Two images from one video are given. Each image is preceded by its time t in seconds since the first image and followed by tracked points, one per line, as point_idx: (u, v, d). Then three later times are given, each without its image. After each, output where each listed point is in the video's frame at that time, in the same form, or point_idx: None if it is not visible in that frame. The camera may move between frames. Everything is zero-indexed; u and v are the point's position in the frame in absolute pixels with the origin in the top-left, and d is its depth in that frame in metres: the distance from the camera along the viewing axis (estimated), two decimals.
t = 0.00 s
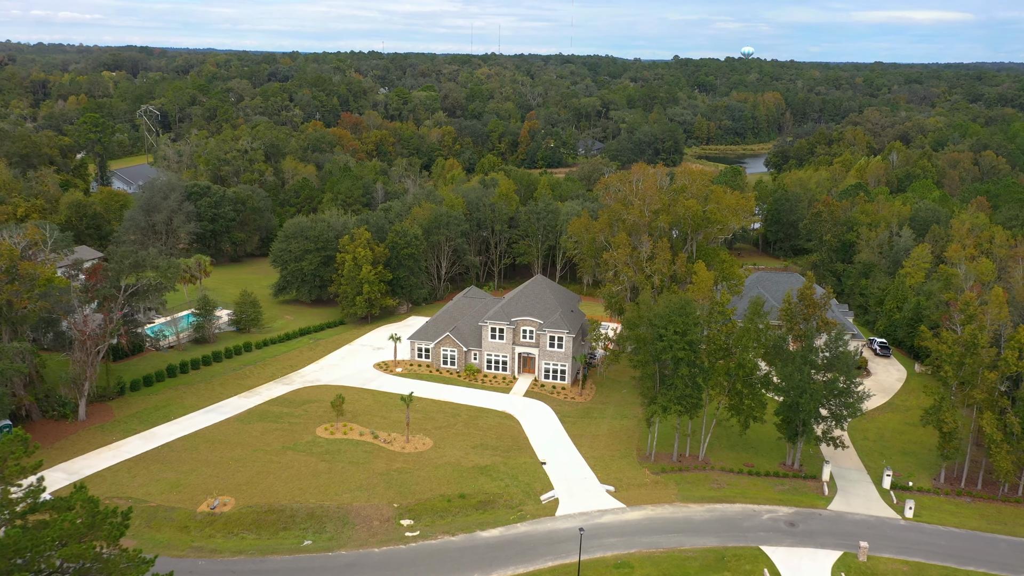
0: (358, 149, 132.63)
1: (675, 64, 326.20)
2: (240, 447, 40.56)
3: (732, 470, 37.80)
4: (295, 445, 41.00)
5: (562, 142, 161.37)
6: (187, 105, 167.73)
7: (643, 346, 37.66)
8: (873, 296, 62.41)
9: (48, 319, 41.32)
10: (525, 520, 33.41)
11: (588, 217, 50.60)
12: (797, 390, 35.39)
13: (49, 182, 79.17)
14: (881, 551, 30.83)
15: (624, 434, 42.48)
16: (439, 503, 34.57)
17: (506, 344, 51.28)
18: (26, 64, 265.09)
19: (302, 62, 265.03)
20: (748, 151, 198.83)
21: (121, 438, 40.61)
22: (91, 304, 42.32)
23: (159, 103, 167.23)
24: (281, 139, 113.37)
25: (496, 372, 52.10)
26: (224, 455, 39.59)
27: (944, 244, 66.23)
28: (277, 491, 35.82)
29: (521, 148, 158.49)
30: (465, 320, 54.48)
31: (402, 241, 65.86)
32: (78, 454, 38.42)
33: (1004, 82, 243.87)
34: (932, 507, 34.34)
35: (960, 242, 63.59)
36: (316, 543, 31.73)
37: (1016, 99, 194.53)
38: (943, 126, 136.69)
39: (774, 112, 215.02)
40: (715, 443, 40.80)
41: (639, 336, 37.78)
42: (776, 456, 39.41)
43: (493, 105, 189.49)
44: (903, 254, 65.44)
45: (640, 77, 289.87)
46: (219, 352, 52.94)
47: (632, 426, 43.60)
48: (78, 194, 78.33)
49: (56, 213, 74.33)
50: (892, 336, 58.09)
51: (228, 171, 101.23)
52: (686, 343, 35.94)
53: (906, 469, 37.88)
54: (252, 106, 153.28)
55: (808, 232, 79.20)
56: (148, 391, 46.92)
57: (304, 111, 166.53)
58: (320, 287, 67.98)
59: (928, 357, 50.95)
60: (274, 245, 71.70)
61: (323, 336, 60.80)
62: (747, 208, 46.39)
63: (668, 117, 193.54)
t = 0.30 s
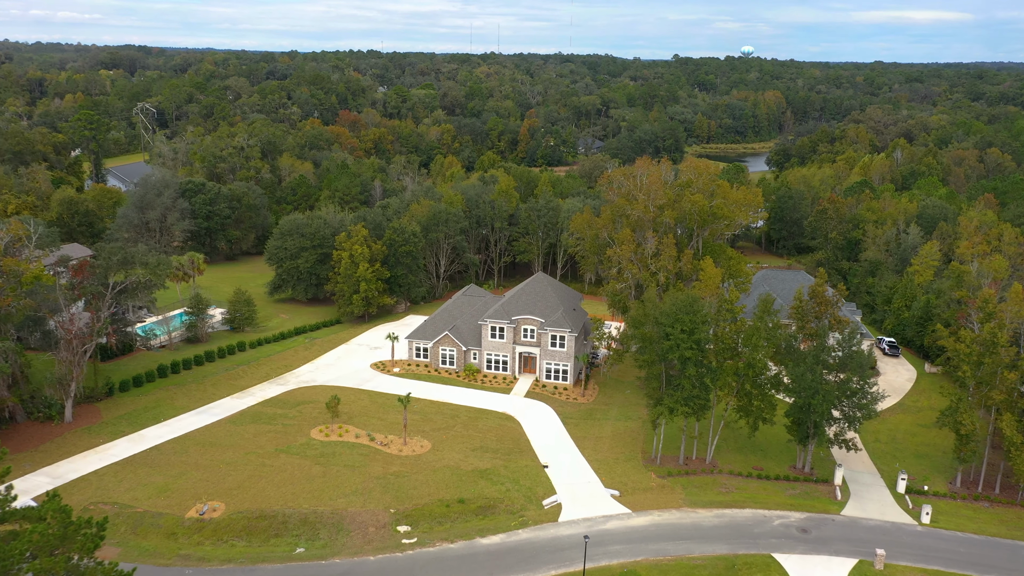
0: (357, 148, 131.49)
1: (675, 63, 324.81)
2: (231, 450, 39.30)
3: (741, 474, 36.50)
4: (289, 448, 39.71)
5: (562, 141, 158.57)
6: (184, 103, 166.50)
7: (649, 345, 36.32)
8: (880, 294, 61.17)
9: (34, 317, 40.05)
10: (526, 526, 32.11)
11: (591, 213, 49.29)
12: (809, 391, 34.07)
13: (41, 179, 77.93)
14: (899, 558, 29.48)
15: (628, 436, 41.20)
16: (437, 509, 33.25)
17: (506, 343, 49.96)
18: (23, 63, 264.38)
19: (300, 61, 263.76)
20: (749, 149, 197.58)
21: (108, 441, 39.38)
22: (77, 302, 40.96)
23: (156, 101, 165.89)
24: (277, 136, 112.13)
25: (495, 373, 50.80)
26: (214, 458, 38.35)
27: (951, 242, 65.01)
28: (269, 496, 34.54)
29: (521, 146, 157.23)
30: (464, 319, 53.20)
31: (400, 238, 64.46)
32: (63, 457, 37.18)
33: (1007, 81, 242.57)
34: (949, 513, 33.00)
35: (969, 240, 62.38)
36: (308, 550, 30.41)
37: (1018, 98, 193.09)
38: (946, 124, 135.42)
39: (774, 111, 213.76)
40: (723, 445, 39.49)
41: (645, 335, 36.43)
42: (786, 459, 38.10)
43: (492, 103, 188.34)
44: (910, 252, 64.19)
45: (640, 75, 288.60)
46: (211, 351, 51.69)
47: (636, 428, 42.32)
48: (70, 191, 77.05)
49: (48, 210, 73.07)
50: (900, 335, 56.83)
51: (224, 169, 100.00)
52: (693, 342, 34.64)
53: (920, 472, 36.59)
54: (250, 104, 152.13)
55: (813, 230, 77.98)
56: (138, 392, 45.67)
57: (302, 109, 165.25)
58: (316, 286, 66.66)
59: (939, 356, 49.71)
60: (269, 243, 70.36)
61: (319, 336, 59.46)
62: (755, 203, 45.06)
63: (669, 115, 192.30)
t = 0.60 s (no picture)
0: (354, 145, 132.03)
1: (673, 62, 323.60)
2: (222, 453, 38.00)
3: (749, 477, 35.22)
4: (281, 451, 38.39)
5: (561, 138, 156.77)
6: (180, 101, 164.99)
7: (655, 344, 35.12)
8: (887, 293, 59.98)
9: (20, 316, 38.84)
10: (527, 532, 30.79)
11: (593, 209, 47.99)
12: (821, 391, 32.82)
13: (31, 175, 76.51)
14: (917, 567, 28.15)
15: (632, 438, 39.91)
16: (434, 515, 31.95)
17: (506, 343, 48.65)
18: (20, 61, 263.29)
19: (298, 60, 262.47)
20: (749, 148, 196.46)
21: (94, 444, 38.14)
22: (62, 300, 39.42)
23: (152, 98, 164.37)
24: (274, 133, 110.79)
25: (495, 373, 49.52)
26: (204, 462, 37.07)
27: (959, 239, 63.85)
28: (259, 502, 33.23)
29: (520, 145, 155.97)
30: (463, 317, 51.90)
31: (397, 235, 63.01)
32: (47, 461, 35.94)
33: (1007, 79, 241.60)
34: (967, 518, 31.69)
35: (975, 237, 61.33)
36: (300, 559, 29.07)
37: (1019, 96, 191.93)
38: (948, 122, 134.25)
39: (774, 110, 212.56)
40: (730, 448, 38.21)
41: (651, 334, 35.18)
42: (795, 462, 36.83)
43: (491, 102, 187.18)
44: (917, 249, 62.96)
45: (639, 74, 287.57)
46: (202, 351, 50.40)
47: (640, 430, 41.03)
48: (61, 188, 75.67)
49: (38, 207, 71.66)
50: (908, 334, 55.60)
51: (219, 166, 98.64)
52: (700, 341, 33.33)
53: (935, 476, 35.32)
54: (246, 102, 150.85)
55: (817, 228, 76.78)
56: (126, 393, 44.40)
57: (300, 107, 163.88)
58: (311, 284, 65.29)
59: (950, 356, 48.47)
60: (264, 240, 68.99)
61: (314, 335, 58.09)
62: (762, 198, 43.83)
63: (668, 114, 191.07)
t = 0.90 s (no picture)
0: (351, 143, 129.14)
1: (672, 61, 322.39)
2: (210, 456, 36.69)
3: (757, 481, 33.98)
4: (272, 454, 37.07)
5: (559, 136, 155.20)
6: (174, 98, 163.40)
7: (660, 343, 33.83)
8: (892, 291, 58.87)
9: None
10: (528, 539, 29.50)
11: (594, 205, 47.21)
12: (832, 391, 31.69)
13: (20, 171, 75.10)
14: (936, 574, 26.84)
15: (635, 440, 38.66)
16: (431, 520, 30.65)
17: (505, 342, 47.40)
18: (14, 59, 261.45)
19: (294, 58, 260.83)
20: (748, 147, 195.41)
21: (78, 446, 36.86)
22: (45, 298, 38.09)
23: (147, 96, 162.81)
24: (268, 130, 109.41)
25: (493, 373, 48.24)
26: (192, 465, 35.75)
27: (965, 237, 62.69)
28: (248, 507, 31.92)
29: (517, 143, 154.69)
30: (461, 316, 50.64)
31: (393, 232, 61.72)
32: (28, 465, 34.69)
33: (1006, 78, 240.89)
34: (985, 524, 30.44)
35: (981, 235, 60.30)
36: (289, 567, 27.75)
37: (1019, 94, 190.89)
38: (949, 120, 133.09)
39: (773, 108, 211.54)
40: (737, 450, 36.98)
41: (655, 332, 33.91)
42: (805, 465, 35.57)
43: (489, 100, 185.91)
44: (923, 247, 61.79)
45: (637, 73, 286.50)
46: (192, 350, 49.07)
47: (643, 432, 39.80)
48: (51, 184, 74.26)
49: (26, 204, 70.25)
50: (915, 333, 54.46)
51: (212, 163, 97.24)
52: (707, 339, 32.06)
53: (949, 479, 34.14)
54: (241, 99, 149.41)
55: (820, 225, 75.66)
56: (113, 393, 43.11)
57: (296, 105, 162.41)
58: (306, 282, 63.97)
59: (959, 355, 47.37)
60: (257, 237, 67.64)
61: (308, 334, 56.75)
62: (768, 193, 42.56)
63: (667, 112, 189.96)
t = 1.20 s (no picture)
0: (347, 141, 128.24)
1: (669, 60, 321.19)
2: (199, 460, 35.38)
3: (765, 484, 32.81)
4: (263, 457, 35.77)
5: (557, 135, 153.64)
6: (169, 96, 161.70)
7: (665, 341, 32.49)
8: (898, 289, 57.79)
9: None
10: (529, 546, 28.24)
11: (596, 201, 46.46)
12: (845, 392, 30.50)
13: (8, 167, 73.71)
14: None
15: (638, 442, 37.47)
16: (428, 526, 29.39)
17: (503, 341, 46.16)
18: (9, 57, 259.42)
19: (291, 57, 259.27)
20: (747, 146, 194.41)
21: (61, 449, 35.55)
22: (26, 296, 36.65)
23: (141, 94, 161.31)
24: (263, 127, 108.08)
25: (492, 373, 47.00)
26: (179, 469, 34.45)
27: (970, 234, 61.61)
28: (237, 513, 30.64)
29: (515, 141, 153.40)
30: (458, 314, 49.41)
31: (389, 229, 60.43)
32: (8, 468, 33.37)
33: (1005, 76, 240.11)
34: (1003, 529, 29.29)
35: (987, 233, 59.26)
36: None
37: (1018, 92, 189.88)
38: (950, 118, 132.02)
39: (772, 107, 210.53)
40: (744, 452, 35.79)
41: (660, 330, 32.57)
42: (814, 467, 34.40)
43: (486, 98, 184.57)
44: (929, 244, 60.72)
45: (635, 72, 285.43)
46: (182, 350, 47.74)
47: (646, 433, 38.61)
48: (40, 181, 72.87)
49: (14, 201, 68.85)
50: (922, 332, 53.34)
51: (206, 160, 95.86)
52: (714, 337, 30.79)
53: (964, 482, 33.03)
54: (237, 97, 148.01)
55: (822, 223, 74.57)
56: (99, 394, 41.78)
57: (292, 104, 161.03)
58: (300, 280, 62.67)
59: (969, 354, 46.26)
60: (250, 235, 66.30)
61: (301, 333, 55.44)
62: (775, 187, 41.30)
63: (666, 110, 188.90)
